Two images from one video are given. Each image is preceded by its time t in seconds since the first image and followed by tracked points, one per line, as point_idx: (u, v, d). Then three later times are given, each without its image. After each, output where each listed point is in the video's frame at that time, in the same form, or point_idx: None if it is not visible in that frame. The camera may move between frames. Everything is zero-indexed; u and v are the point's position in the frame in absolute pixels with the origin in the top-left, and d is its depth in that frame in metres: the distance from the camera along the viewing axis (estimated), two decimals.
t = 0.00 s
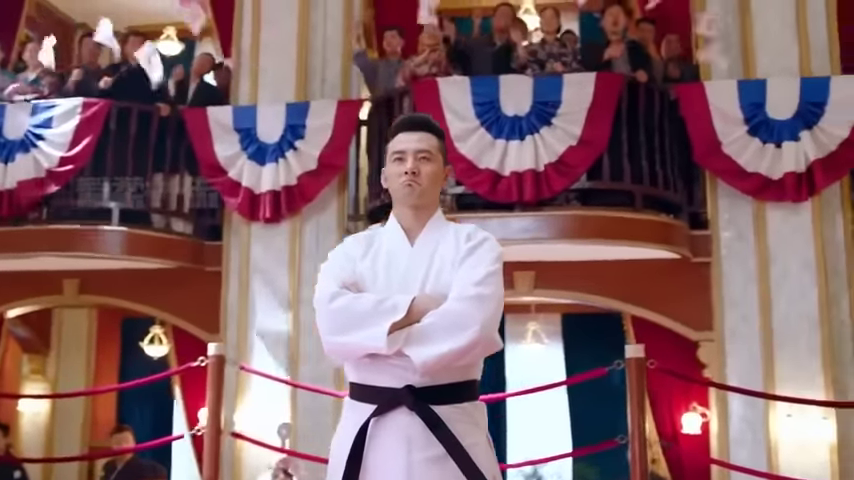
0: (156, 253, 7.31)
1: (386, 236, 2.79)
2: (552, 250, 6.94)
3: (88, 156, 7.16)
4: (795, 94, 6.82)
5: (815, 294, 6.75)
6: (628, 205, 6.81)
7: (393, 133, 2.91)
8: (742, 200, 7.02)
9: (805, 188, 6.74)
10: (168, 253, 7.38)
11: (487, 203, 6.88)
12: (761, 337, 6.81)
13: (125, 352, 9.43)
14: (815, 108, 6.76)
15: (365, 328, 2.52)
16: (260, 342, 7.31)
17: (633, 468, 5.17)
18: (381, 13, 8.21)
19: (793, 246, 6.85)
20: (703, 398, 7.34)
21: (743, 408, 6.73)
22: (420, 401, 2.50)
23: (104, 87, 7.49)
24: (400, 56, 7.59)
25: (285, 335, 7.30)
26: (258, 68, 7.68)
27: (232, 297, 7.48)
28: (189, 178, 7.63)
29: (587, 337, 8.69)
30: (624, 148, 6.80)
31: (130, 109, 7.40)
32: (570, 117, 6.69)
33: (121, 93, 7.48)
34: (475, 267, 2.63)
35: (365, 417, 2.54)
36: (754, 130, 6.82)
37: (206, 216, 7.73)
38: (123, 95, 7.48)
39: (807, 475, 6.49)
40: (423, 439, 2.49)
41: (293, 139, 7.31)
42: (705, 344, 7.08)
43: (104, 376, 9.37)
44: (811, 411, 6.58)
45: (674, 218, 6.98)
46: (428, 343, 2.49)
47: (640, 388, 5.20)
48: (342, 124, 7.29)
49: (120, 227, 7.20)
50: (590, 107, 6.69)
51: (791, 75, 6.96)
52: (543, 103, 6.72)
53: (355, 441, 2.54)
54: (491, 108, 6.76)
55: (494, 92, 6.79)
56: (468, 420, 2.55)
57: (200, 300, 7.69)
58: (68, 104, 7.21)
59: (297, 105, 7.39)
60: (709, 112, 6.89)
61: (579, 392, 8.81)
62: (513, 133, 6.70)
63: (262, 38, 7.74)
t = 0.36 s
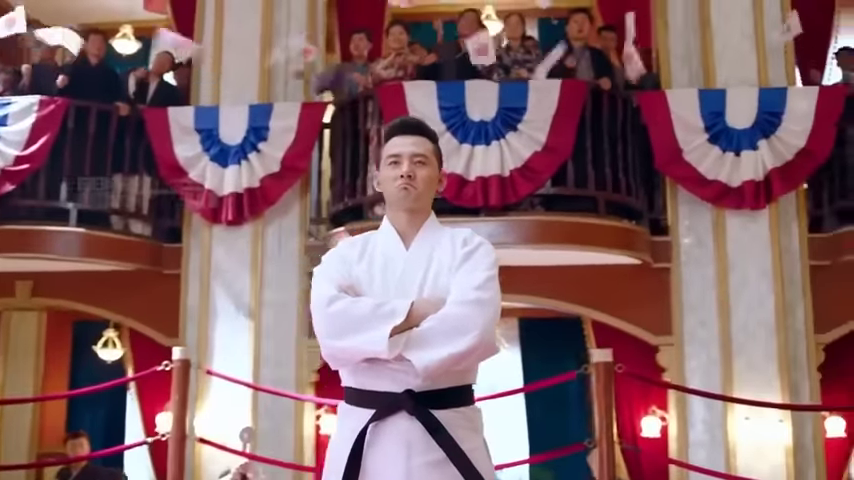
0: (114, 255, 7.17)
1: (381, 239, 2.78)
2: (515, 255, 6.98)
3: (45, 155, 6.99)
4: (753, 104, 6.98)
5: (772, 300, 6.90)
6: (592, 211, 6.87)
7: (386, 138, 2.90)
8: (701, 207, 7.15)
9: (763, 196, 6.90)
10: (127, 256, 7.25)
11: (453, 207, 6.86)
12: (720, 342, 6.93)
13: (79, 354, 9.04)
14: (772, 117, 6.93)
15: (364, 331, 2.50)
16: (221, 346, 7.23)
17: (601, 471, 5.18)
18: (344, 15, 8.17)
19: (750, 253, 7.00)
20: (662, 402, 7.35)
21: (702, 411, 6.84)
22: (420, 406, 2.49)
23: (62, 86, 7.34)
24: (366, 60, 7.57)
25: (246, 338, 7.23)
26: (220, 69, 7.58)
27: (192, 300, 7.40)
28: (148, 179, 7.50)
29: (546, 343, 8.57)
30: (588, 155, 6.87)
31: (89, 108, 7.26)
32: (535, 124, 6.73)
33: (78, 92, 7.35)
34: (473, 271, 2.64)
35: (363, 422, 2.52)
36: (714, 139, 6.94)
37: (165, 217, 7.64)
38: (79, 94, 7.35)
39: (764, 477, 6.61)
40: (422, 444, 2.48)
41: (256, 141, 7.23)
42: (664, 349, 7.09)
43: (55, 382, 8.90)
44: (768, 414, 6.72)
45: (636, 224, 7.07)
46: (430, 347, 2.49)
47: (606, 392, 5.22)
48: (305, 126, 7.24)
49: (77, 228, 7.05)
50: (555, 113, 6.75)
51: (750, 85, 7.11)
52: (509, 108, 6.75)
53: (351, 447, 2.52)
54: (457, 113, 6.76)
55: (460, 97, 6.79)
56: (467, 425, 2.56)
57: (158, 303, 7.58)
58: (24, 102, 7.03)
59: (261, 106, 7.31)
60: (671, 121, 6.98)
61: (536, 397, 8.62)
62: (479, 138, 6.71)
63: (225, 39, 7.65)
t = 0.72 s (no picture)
0: (74, 257, 7.03)
1: (376, 245, 2.77)
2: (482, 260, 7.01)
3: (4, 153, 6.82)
4: (715, 113, 7.09)
5: (732, 306, 7.03)
6: (558, 217, 6.95)
7: (379, 142, 2.89)
8: (665, 214, 7.27)
9: (725, 203, 7.05)
10: (87, 257, 7.11)
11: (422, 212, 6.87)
12: (682, 347, 7.04)
13: (30, 359, 8.54)
14: (734, 127, 7.06)
15: (365, 336, 2.49)
16: (184, 350, 7.13)
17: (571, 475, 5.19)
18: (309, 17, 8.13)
19: (712, 260, 7.12)
20: (624, 406, 7.44)
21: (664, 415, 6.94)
22: (420, 411, 2.49)
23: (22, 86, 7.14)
24: (333, 62, 7.53)
25: (210, 343, 7.14)
26: (184, 69, 7.49)
27: (154, 302, 7.30)
28: (109, 180, 7.39)
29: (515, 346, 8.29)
30: (555, 161, 6.95)
31: (49, 107, 7.10)
32: (503, 130, 6.78)
33: (39, 91, 7.20)
34: (470, 276, 2.65)
35: (362, 428, 2.51)
36: (678, 147, 7.06)
37: (126, 219, 7.53)
38: (40, 93, 7.20)
39: None
40: (422, 449, 2.48)
41: (221, 143, 7.15)
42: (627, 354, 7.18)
43: (7, 387, 8.45)
44: (729, 418, 6.83)
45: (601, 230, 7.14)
46: (430, 351, 2.49)
47: (576, 397, 5.27)
48: (272, 129, 7.19)
49: (36, 230, 6.90)
50: (523, 120, 6.79)
51: (712, 95, 7.23)
52: (477, 114, 6.77)
53: (349, 452, 2.51)
54: (426, 117, 6.78)
55: (429, 102, 6.80)
56: (465, 428, 2.56)
57: (118, 306, 7.45)
58: None
59: (226, 107, 7.22)
60: (635, 129, 7.07)
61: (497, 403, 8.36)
62: (448, 142, 6.74)
63: (189, 38, 7.55)
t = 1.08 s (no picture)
0: (32, 257, 6.89)
1: (369, 247, 2.76)
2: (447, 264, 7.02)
3: None
4: (678, 121, 7.21)
5: (693, 311, 7.15)
6: (523, 222, 6.98)
7: (372, 146, 2.88)
8: (627, 220, 7.36)
9: (687, 209, 7.18)
10: (46, 258, 6.97)
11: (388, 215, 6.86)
12: (643, 351, 7.14)
13: None
14: (696, 135, 7.19)
15: (363, 339, 2.48)
16: (145, 353, 7.02)
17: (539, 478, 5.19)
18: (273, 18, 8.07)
19: (673, 266, 7.24)
20: (586, 409, 7.32)
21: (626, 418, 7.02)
22: (418, 414, 2.48)
23: None
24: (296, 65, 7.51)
25: (172, 345, 7.06)
26: (147, 69, 7.38)
27: (113, 304, 7.20)
28: (68, 179, 7.24)
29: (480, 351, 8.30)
30: (521, 166, 6.99)
31: (7, 105, 6.95)
32: (470, 134, 6.79)
33: None
34: (466, 280, 2.65)
35: (359, 432, 2.50)
36: (641, 154, 7.16)
37: (86, 220, 7.39)
38: None
39: None
40: (420, 452, 2.48)
41: (185, 144, 7.06)
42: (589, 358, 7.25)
43: None
44: (690, 421, 6.94)
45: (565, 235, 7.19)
46: (428, 354, 2.49)
47: (546, 401, 5.25)
48: (236, 129, 7.11)
49: None
50: (490, 125, 6.83)
51: (674, 103, 7.34)
52: (444, 118, 6.78)
53: (346, 457, 2.50)
54: (392, 120, 6.77)
55: (397, 105, 6.79)
56: (460, 432, 2.56)
57: (75, 308, 7.31)
58: None
59: (190, 107, 7.13)
60: (599, 136, 7.16)
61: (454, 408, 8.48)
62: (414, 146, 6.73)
63: (153, 37, 7.46)
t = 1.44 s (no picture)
0: None
1: (362, 247, 2.75)
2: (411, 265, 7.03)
3: None
4: (640, 126, 7.31)
5: (654, 314, 7.26)
6: (489, 223, 7.02)
7: (364, 147, 2.88)
8: (590, 223, 7.44)
9: (649, 213, 7.28)
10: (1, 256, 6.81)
11: (353, 216, 6.83)
12: (605, 353, 7.22)
13: None
14: (658, 140, 7.30)
15: (361, 339, 2.47)
16: (105, 354, 6.91)
17: None
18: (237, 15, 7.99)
19: (634, 268, 7.33)
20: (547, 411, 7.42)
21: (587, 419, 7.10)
22: (414, 416, 2.48)
23: None
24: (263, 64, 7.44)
25: (132, 345, 6.95)
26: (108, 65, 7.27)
27: (72, 303, 7.08)
28: (25, 176, 7.07)
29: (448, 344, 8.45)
30: (487, 169, 7.00)
31: None
32: (437, 136, 6.80)
33: None
34: (460, 281, 2.66)
35: (355, 434, 2.49)
36: (604, 158, 7.25)
37: (43, 218, 7.23)
38: None
39: None
40: (416, 454, 2.48)
41: (147, 141, 6.94)
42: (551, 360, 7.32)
43: None
44: (651, 422, 7.03)
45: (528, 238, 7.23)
46: (426, 355, 2.49)
47: (514, 403, 5.22)
48: (200, 127, 7.02)
49: None
50: (456, 127, 6.83)
51: (637, 108, 7.44)
52: (411, 120, 6.78)
53: (341, 457, 2.49)
54: (359, 121, 6.73)
55: (363, 106, 6.76)
56: (455, 433, 2.57)
57: (30, 308, 7.13)
58: None
59: (153, 105, 7.02)
60: (564, 139, 7.23)
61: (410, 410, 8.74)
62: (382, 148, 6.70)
63: (114, 33, 7.35)
